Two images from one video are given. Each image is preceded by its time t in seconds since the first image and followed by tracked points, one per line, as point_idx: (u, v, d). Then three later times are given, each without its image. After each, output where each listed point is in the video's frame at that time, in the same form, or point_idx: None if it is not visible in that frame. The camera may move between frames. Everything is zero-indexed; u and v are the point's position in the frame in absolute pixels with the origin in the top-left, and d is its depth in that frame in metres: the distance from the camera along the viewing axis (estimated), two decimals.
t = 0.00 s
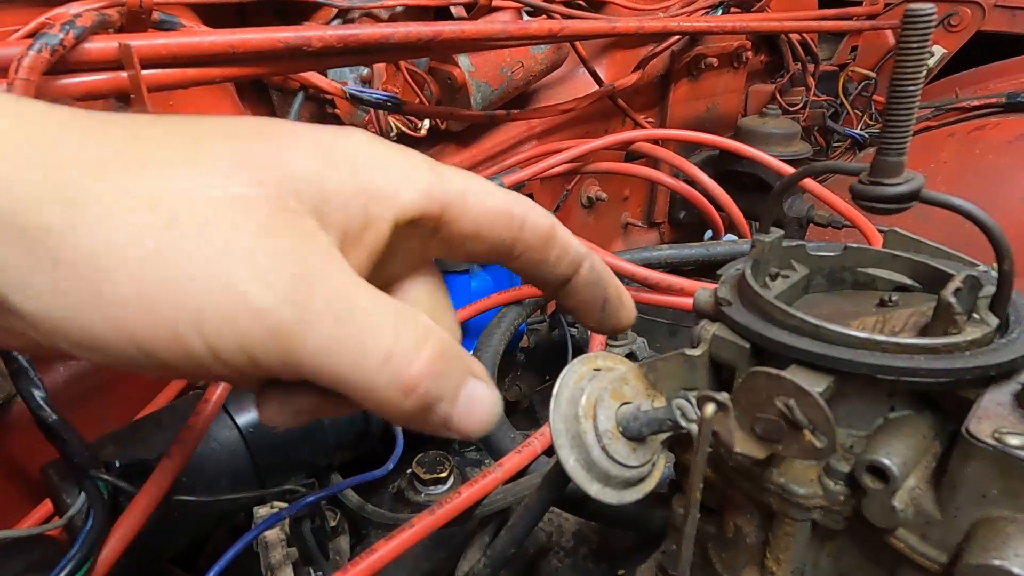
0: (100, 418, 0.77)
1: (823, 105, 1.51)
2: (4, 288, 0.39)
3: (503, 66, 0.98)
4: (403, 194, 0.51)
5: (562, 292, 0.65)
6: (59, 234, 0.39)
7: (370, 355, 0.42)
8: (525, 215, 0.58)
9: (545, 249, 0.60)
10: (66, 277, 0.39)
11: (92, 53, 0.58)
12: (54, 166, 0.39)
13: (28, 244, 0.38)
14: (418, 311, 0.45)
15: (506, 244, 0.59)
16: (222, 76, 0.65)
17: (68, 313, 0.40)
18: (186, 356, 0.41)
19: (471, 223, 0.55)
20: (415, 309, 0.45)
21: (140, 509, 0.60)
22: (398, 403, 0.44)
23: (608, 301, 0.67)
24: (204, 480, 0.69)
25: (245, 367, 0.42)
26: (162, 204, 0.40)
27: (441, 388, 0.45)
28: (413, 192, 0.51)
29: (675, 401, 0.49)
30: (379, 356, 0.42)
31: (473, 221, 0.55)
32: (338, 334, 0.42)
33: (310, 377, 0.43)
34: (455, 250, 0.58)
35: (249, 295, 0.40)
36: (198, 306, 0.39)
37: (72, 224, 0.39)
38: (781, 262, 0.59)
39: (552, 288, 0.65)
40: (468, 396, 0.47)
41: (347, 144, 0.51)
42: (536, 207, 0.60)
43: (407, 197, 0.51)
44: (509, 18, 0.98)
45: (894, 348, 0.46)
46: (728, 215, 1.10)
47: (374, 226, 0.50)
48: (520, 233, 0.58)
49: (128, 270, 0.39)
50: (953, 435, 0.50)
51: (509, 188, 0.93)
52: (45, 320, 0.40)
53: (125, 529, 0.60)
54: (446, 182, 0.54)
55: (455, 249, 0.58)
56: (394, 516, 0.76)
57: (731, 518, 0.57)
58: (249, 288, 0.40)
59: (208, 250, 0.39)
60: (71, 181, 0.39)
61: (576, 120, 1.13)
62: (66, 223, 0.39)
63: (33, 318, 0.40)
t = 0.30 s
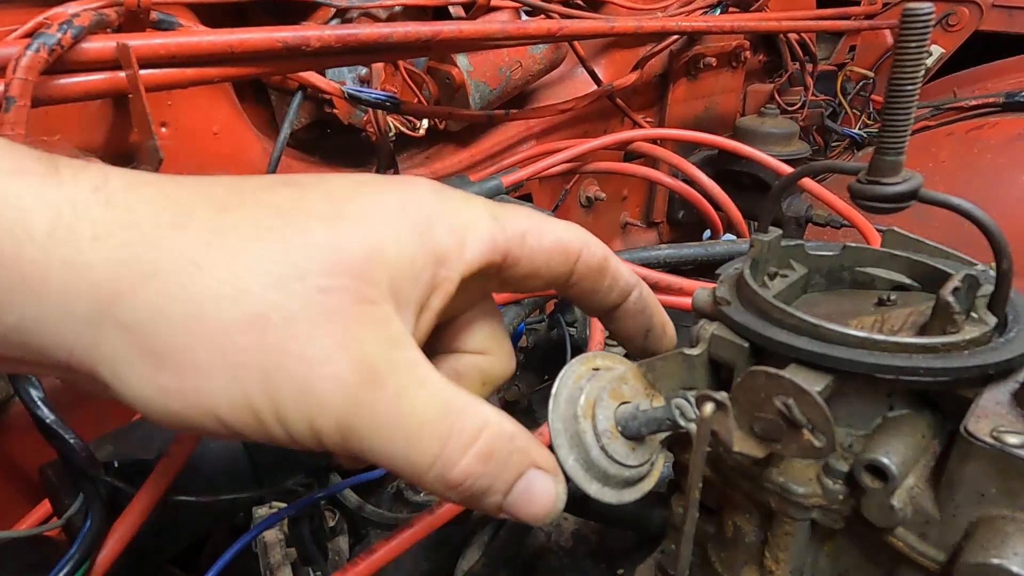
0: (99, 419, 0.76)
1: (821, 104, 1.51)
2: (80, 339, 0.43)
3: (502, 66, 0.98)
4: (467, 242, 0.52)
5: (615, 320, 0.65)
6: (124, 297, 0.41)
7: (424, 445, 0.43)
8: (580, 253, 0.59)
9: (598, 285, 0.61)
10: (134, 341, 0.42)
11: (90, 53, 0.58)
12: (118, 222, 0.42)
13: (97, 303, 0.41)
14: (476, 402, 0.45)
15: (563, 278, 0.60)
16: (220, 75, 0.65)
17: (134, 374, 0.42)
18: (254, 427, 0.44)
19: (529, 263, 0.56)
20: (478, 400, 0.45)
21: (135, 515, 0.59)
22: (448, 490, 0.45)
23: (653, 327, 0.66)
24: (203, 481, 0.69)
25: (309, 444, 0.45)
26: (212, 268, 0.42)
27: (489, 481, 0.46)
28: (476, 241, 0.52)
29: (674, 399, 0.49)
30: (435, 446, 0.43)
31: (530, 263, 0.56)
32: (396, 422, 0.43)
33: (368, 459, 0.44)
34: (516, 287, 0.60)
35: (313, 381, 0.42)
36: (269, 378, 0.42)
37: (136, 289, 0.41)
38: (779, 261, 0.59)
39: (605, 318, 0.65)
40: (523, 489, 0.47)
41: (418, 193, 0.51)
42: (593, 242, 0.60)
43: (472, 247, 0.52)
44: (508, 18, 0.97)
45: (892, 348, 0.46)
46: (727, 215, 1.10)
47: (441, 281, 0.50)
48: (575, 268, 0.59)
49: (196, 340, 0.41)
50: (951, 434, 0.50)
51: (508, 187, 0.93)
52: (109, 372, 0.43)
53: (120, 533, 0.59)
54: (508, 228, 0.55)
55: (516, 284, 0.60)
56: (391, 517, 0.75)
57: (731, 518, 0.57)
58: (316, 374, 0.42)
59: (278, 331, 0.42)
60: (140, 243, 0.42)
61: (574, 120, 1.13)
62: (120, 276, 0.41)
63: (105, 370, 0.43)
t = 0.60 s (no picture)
0: (99, 419, 0.76)
1: (820, 103, 1.51)
2: (85, 340, 0.43)
3: (501, 65, 0.98)
4: (471, 231, 0.50)
5: (626, 296, 0.63)
6: (126, 303, 0.41)
7: (429, 444, 0.43)
8: (591, 232, 0.57)
9: (607, 260, 0.59)
10: (139, 346, 0.42)
11: (88, 52, 0.58)
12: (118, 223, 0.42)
13: (100, 309, 0.41)
14: (481, 398, 0.45)
15: (572, 258, 0.58)
16: (218, 74, 0.65)
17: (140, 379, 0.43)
18: (258, 430, 0.44)
19: (536, 248, 0.55)
20: (483, 397, 0.45)
21: (134, 514, 0.59)
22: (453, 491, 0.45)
23: (666, 307, 0.63)
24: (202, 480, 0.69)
25: (314, 445, 0.44)
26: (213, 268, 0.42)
27: (496, 481, 0.45)
28: (479, 228, 0.51)
29: (672, 399, 0.49)
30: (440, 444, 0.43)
31: (537, 246, 0.55)
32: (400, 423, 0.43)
33: (372, 459, 0.44)
34: (525, 269, 0.59)
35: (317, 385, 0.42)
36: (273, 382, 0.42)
37: (139, 293, 0.41)
38: (777, 260, 0.59)
39: (617, 293, 0.63)
40: (534, 486, 0.46)
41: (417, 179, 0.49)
42: (604, 218, 0.58)
43: (475, 236, 0.50)
44: (507, 16, 0.97)
45: (892, 347, 0.46)
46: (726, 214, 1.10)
47: (444, 272, 0.49)
48: (586, 247, 0.57)
49: (198, 346, 0.41)
50: (951, 433, 0.49)
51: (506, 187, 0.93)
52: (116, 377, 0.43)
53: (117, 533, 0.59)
54: (512, 211, 0.53)
55: (524, 267, 0.58)
56: (391, 517, 0.75)
57: (729, 517, 0.57)
58: (320, 377, 0.42)
59: (280, 336, 0.41)
60: (140, 246, 0.42)
61: (574, 118, 1.13)
62: (122, 276, 0.41)
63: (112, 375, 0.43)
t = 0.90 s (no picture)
0: (97, 419, 0.76)
1: (819, 103, 1.51)
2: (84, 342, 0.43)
3: (500, 64, 0.97)
4: (477, 253, 0.51)
5: (615, 330, 0.65)
6: (131, 325, 0.41)
7: (439, 455, 0.44)
8: (591, 263, 0.58)
9: (603, 293, 0.60)
10: (147, 365, 0.42)
11: (86, 51, 0.58)
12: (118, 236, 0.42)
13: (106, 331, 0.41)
14: (487, 408, 0.46)
15: (570, 286, 0.59)
16: (217, 73, 0.65)
17: (152, 397, 0.43)
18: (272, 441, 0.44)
19: (539, 271, 0.56)
20: (488, 408, 0.46)
21: (132, 514, 0.59)
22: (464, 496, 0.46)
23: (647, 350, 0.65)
24: (200, 480, 0.69)
25: (326, 456, 0.45)
26: (218, 291, 0.41)
27: (503, 484, 0.46)
28: (485, 250, 0.52)
29: (672, 398, 0.49)
30: (450, 456, 0.44)
31: (540, 268, 0.56)
32: (412, 438, 0.43)
33: (384, 467, 0.45)
34: (525, 289, 0.60)
35: (329, 398, 0.42)
36: (286, 399, 0.42)
37: (143, 318, 0.41)
38: (777, 259, 0.59)
39: (607, 326, 0.65)
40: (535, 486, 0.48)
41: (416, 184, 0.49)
42: (606, 252, 0.59)
43: (481, 257, 0.51)
44: (506, 16, 0.97)
45: (891, 346, 0.46)
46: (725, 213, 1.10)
47: (451, 290, 0.50)
48: (585, 276, 0.59)
49: (206, 367, 0.41)
50: (950, 432, 0.49)
51: (505, 186, 0.93)
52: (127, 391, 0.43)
53: (117, 532, 0.59)
54: (519, 234, 0.54)
55: (527, 288, 0.60)
56: (390, 517, 0.75)
57: (729, 516, 0.57)
58: (332, 392, 0.42)
59: (292, 356, 0.42)
60: (139, 268, 0.41)
61: (574, 117, 1.13)
62: (119, 296, 0.41)
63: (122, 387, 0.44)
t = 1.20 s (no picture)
0: (95, 419, 0.76)
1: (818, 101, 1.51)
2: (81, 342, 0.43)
3: (498, 62, 0.97)
4: (473, 254, 0.51)
5: (612, 328, 0.65)
6: (128, 321, 0.41)
7: (436, 453, 0.44)
8: (590, 260, 0.58)
9: (600, 289, 0.61)
10: (143, 365, 0.42)
11: (83, 49, 0.57)
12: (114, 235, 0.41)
13: (102, 329, 0.41)
14: (485, 403, 0.45)
15: (568, 282, 0.60)
16: (214, 71, 0.64)
17: (147, 399, 0.43)
18: (266, 441, 0.44)
19: (535, 268, 0.56)
20: (486, 403, 0.45)
21: (130, 514, 0.59)
22: (461, 494, 0.46)
23: (645, 348, 0.65)
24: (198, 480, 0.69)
25: (323, 455, 0.45)
26: (217, 288, 0.41)
27: (502, 483, 0.46)
28: (481, 253, 0.52)
29: (671, 397, 0.49)
30: (447, 453, 0.44)
31: (536, 265, 0.56)
32: (408, 434, 0.43)
33: (381, 466, 0.45)
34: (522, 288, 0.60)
35: (326, 396, 0.42)
36: (281, 398, 0.42)
37: (140, 314, 0.41)
38: (776, 258, 0.59)
39: (604, 324, 0.65)
40: (537, 488, 0.46)
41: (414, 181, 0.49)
42: (605, 250, 0.59)
43: (477, 258, 0.51)
44: (505, 14, 0.96)
45: (889, 345, 0.46)
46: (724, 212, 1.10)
47: (447, 289, 0.50)
48: (581, 275, 0.59)
49: (202, 364, 0.41)
50: (949, 430, 0.49)
51: (504, 184, 0.93)
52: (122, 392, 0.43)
53: (114, 532, 0.59)
54: (515, 233, 0.54)
55: (524, 285, 0.60)
56: (389, 517, 0.74)
57: (728, 515, 0.57)
58: (328, 389, 0.42)
59: (286, 351, 0.42)
60: (137, 267, 0.41)
61: (573, 116, 1.13)
62: (116, 296, 0.41)
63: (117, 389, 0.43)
